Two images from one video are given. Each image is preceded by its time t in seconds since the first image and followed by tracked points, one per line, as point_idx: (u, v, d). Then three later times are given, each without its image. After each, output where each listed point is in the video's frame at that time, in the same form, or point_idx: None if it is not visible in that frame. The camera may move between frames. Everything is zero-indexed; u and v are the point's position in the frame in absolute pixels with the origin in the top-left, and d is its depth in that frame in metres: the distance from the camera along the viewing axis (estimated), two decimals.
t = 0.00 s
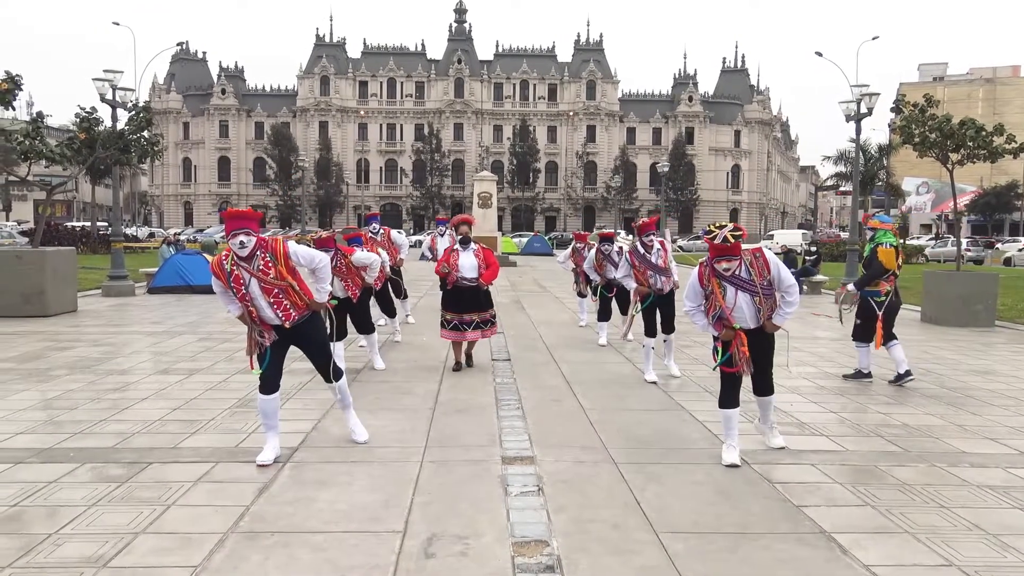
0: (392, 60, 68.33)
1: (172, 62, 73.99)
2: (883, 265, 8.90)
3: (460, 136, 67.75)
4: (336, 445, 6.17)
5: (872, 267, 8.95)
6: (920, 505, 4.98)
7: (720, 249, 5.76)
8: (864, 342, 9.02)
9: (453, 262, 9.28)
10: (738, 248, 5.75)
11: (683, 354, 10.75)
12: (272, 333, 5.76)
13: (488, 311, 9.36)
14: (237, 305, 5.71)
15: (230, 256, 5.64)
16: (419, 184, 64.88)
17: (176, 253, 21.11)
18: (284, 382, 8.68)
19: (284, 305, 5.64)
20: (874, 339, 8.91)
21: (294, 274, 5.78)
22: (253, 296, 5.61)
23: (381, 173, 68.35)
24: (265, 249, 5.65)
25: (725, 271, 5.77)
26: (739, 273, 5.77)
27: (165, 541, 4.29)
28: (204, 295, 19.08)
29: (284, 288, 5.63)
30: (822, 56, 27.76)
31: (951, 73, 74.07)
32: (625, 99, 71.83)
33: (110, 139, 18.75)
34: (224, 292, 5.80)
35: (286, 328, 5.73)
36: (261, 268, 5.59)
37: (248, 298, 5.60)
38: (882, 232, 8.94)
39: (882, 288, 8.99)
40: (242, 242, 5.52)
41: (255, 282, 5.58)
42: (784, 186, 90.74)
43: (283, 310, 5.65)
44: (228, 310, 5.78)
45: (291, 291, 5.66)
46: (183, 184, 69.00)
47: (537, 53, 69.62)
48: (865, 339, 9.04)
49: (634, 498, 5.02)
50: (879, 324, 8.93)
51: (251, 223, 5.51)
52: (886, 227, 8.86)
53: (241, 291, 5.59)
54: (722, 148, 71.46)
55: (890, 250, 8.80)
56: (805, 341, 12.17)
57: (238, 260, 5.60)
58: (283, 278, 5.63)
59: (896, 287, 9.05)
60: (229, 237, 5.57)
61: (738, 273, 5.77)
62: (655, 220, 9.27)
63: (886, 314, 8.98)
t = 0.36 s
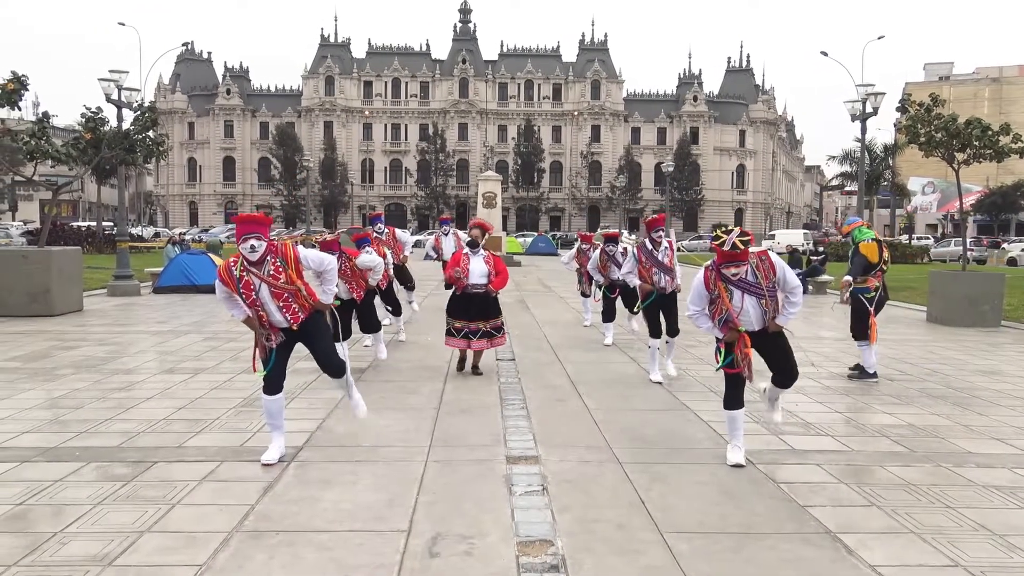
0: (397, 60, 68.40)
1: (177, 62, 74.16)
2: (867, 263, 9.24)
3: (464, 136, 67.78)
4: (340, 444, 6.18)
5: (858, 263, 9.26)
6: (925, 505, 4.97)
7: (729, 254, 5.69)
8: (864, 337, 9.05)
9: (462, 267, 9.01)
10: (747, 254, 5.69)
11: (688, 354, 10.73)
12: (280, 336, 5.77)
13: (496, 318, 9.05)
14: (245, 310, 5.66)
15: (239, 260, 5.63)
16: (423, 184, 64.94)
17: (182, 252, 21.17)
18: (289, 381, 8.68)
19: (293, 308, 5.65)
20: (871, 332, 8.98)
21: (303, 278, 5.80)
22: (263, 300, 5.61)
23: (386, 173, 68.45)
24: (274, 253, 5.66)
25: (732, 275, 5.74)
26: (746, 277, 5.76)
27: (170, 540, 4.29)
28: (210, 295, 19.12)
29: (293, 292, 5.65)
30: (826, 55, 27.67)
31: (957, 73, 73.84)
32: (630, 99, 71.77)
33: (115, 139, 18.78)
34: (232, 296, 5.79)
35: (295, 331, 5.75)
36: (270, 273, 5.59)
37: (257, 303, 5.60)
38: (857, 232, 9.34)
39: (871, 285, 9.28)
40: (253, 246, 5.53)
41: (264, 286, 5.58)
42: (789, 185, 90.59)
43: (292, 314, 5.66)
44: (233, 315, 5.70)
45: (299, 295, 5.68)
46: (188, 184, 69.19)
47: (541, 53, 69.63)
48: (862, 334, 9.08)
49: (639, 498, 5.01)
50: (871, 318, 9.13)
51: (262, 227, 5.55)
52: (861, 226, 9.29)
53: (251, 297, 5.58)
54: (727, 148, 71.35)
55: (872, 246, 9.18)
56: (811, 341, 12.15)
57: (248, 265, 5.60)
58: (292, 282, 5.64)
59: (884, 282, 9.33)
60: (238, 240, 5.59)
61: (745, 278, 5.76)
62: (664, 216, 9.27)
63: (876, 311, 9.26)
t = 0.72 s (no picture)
0: (401, 60, 68.44)
1: (182, 62, 74.32)
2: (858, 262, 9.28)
3: (469, 136, 67.79)
4: (345, 444, 6.16)
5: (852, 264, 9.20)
6: (931, 505, 4.94)
7: (732, 248, 5.74)
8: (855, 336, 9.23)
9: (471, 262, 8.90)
10: (751, 249, 5.72)
11: (692, 354, 10.69)
12: (282, 333, 5.76)
13: (502, 316, 8.95)
14: (247, 305, 5.72)
15: (241, 256, 5.64)
16: (427, 184, 64.93)
17: (187, 252, 21.22)
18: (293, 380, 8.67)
19: (294, 305, 5.65)
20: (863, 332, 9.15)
21: (305, 275, 5.79)
22: (264, 297, 5.62)
23: (390, 173, 68.46)
24: (276, 250, 5.66)
25: (736, 270, 5.74)
26: (751, 272, 5.76)
27: (175, 539, 4.30)
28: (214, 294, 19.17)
29: (294, 289, 5.64)
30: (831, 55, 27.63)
31: (963, 72, 73.57)
32: (634, 98, 71.68)
33: (121, 139, 18.84)
34: (234, 292, 5.79)
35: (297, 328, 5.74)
36: (272, 269, 5.59)
37: (258, 299, 5.60)
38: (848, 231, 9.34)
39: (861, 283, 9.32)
40: (254, 242, 5.53)
41: (265, 282, 5.58)
42: (794, 185, 90.37)
43: (293, 310, 5.66)
44: (236, 309, 5.79)
45: (300, 292, 5.66)
46: (193, 184, 69.34)
47: (545, 53, 69.61)
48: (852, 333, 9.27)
49: (644, 498, 5.00)
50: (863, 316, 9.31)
51: (264, 223, 5.54)
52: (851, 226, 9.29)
53: (252, 293, 5.59)
54: (732, 148, 71.23)
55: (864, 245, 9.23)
56: (816, 341, 12.10)
57: (249, 261, 5.60)
58: (293, 279, 5.63)
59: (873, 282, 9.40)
60: (241, 236, 5.60)
61: (751, 273, 5.74)
62: (675, 211, 9.27)
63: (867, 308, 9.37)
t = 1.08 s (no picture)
0: (406, 60, 68.49)
1: (188, 62, 74.48)
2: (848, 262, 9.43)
3: (474, 136, 67.79)
4: (349, 444, 6.15)
5: (840, 263, 9.38)
6: (937, 505, 4.91)
7: (739, 242, 5.69)
8: (839, 332, 9.51)
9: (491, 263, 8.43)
10: (757, 242, 5.65)
11: (697, 354, 10.65)
12: (283, 332, 5.75)
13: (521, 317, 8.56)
14: (248, 303, 5.69)
15: (241, 254, 5.63)
16: (433, 183, 64.96)
17: (192, 252, 21.25)
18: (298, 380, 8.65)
19: (295, 303, 5.64)
20: (850, 329, 9.41)
21: (305, 272, 5.78)
22: (265, 294, 5.60)
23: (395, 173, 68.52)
24: (276, 247, 5.65)
25: (742, 266, 5.71)
26: (758, 269, 5.73)
27: (179, 538, 4.30)
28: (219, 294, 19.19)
29: (295, 287, 5.63)
30: (836, 55, 27.54)
31: (969, 71, 73.36)
32: (639, 98, 71.59)
33: (126, 139, 18.86)
34: (236, 291, 5.78)
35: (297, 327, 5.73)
36: (272, 266, 5.59)
37: (259, 296, 5.59)
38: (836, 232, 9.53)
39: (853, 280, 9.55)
40: (253, 239, 5.52)
41: (266, 279, 5.56)
42: (799, 185, 90.20)
43: (294, 308, 5.65)
44: (237, 308, 5.78)
45: (301, 289, 5.66)
46: (198, 184, 69.46)
47: (550, 52, 69.58)
48: (839, 329, 9.54)
49: (649, 498, 4.97)
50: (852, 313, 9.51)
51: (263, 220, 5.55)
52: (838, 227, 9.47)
53: (253, 290, 5.58)
54: (737, 147, 71.08)
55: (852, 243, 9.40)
56: (822, 341, 12.05)
57: (249, 259, 5.59)
58: (294, 277, 5.63)
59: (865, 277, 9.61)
60: (240, 234, 5.60)
61: (757, 270, 5.72)
62: (673, 216, 9.29)
63: (858, 304, 9.58)
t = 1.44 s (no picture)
0: (410, 60, 68.54)
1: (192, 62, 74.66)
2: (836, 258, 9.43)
3: (478, 136, 67.80)
4: (353, 444, 6.14)
5: (824, 264, 9.42)
6: (944, 506, 4.89)
7: (746, 248, 5.66)
8: (835, 331, 9.39)
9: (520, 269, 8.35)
10: (764, 249, 5.65)
11: (702, 353, 10.62)
12: (289, 335, 5.76)
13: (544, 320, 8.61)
14: (254, 308, 5.70)
15: (246, 261, 5.61)
16: (436, 183, 64.98)
17: (197, 251, 21.28)
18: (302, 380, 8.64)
19: (300, 309, 5.65)
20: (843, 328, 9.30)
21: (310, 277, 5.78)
22: (271, 301, 5.61)
23: (399, 173, 68.54)
24: (281, 253, 5.64)
25: (750, 273, 5.68)
26: (765, 275, 5.70)
27: (184, 537, 4.29)
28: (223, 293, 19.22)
29: (301, 293, 5.64)
30: (842, 54, 27.48)
31: (975, 71, 73.10)
32: (644, 98, 71.49)
33: (131, 138, 18.90)
34: (240, 297, 5.77)
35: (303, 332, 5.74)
36: (278, 273, 5.58)
37: (265, 303, 5.58)
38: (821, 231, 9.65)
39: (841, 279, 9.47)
40: (260, 246, 5.52)
41: (271, 286, 5.56)
42: (804, 185, 89.98)
43: (300, 313, 5.66)
44: (243, 313, 5.78)
45: (306, 294, 5.67)
46: (203, 184, 69.59)
47: (554, 52, 69.59)
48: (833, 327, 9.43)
49: (653, 498, 4.96)
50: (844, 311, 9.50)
51: (269, 226, 5.52)
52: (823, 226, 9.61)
53: (259, 297, 5.57)
54: (742, 147, 70.95)
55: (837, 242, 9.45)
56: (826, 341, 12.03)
57: (255, 266, 5.59)
58: (299, 283, 5.62)
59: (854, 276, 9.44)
60: (244, 240, 5.57)
61: (763, 276, 5.70)
62: (677, 216, 9.18)
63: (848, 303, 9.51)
